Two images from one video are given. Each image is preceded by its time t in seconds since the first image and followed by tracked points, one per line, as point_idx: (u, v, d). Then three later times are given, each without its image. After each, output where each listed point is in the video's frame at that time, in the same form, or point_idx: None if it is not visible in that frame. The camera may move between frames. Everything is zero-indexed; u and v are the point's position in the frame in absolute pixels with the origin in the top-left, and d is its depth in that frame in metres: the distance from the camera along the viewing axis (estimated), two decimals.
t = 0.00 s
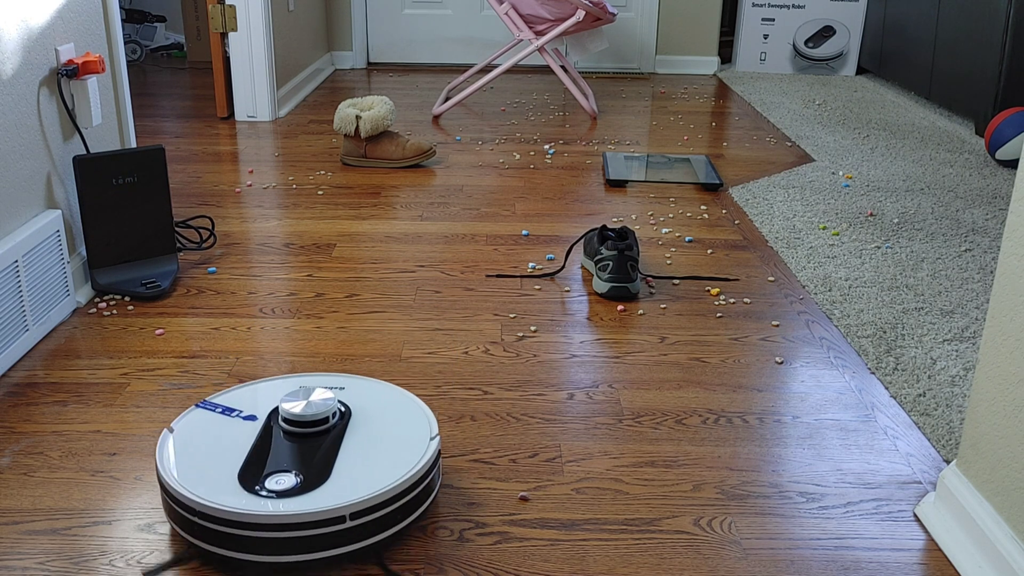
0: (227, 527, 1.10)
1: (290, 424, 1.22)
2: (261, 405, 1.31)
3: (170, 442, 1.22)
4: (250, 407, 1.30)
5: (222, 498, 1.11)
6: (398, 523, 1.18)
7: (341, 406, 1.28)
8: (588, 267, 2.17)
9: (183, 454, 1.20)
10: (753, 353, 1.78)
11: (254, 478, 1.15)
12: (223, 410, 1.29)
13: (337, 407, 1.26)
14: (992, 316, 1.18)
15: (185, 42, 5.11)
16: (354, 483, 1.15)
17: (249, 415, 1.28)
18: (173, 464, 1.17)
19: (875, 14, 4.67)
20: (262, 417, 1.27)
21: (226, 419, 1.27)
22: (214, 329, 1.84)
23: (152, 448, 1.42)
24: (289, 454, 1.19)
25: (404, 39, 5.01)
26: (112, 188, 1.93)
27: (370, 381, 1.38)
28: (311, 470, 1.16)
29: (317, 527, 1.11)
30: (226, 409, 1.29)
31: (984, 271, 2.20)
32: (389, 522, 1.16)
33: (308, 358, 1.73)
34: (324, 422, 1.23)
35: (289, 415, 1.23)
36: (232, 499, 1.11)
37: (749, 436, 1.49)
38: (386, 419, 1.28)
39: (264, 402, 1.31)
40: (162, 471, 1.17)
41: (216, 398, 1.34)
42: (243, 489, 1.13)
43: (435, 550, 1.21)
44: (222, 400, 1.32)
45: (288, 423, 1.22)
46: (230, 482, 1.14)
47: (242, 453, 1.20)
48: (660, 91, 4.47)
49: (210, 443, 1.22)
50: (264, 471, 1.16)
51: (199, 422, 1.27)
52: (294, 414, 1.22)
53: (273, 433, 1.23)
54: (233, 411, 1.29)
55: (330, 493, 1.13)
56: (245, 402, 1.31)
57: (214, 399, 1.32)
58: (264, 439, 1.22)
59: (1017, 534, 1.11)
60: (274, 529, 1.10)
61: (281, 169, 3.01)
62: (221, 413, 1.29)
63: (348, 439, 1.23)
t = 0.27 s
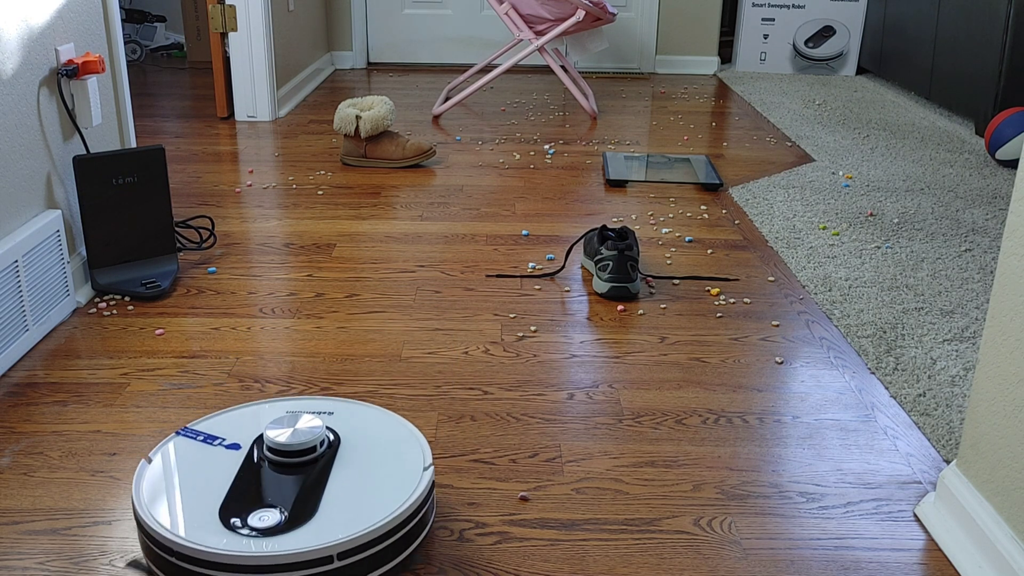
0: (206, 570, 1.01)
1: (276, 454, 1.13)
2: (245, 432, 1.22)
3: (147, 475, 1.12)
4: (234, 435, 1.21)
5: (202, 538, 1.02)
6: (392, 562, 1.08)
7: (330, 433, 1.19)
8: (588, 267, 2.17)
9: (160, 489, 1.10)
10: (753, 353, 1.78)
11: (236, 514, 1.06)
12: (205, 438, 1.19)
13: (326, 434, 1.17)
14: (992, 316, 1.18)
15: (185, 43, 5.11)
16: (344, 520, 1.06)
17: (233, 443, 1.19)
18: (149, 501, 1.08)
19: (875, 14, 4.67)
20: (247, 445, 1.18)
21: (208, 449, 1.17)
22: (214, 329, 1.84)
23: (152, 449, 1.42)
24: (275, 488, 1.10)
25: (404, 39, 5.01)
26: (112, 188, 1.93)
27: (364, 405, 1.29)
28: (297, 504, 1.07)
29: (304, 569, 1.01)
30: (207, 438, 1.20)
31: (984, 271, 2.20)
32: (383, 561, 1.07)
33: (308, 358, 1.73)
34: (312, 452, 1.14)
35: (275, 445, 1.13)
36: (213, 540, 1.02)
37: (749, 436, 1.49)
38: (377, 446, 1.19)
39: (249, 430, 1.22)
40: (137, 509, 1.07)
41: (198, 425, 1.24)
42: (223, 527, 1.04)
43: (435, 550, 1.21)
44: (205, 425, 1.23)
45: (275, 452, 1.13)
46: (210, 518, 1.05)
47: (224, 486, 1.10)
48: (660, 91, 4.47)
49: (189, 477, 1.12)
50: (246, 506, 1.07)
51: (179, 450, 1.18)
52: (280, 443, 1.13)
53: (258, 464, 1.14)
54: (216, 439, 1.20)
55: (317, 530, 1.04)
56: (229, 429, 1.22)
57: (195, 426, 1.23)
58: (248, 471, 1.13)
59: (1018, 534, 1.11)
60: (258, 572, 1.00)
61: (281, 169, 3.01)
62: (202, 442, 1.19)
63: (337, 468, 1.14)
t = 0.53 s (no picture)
0: None
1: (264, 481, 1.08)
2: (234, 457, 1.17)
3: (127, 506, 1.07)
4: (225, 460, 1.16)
5: None
6: None
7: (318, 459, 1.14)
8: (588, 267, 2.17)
9: (140, 522, 1.04)
10: (753, 354, 1.78)
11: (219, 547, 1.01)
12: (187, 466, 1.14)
13: (314, 461, 1.12)
14: (992, 316, 1.18)
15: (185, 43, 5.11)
16: (334, 553, 1.01)
17: (217, 470, 1.14)
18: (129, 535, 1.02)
19: (875, 14, 4.67)
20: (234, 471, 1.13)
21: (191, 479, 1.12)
22: (214, 329, 1.84)
23: (152, 448, 1.42)
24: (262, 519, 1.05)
25: (404, 39, 5.01)
26: (112, 188, 1.93)
27: (358, 428, 1.24)
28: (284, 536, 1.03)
29: None
30: (190, 465, 1.15)
31: (984, 271, 2.20)
32: None
33: (308, 358, 1.73)
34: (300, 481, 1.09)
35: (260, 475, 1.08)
36: None
37: (749, 436, 1.49)
38: (368, 473, 1.14)
39: (233, 455, 1.17)
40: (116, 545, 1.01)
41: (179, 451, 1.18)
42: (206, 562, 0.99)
43: (435, 550, 1.21)
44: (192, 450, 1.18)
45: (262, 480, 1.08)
46: (193, 553, 1.00)
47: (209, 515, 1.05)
48: (660, 91, 4.47)
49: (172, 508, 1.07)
50: (231, 538, 1.02)
51: (161, 477, 1.12)
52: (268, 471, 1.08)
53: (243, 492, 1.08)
54: (203, 465, 1.15)
55: (306, 565, 0.99)
56: (213, 455, 1.17)
57: (177, 452, 1.17)
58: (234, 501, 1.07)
59: (1018, 533, 1.11)
60: None
61: (281, 169, 3.01)
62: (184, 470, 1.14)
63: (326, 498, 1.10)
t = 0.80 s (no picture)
0: None
1: (259, 493, 1.06)
2: (213, 476, 1.13)
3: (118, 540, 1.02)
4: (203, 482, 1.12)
5: None
6: None
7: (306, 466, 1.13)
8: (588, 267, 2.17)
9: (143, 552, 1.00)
10: (753, 353, 1.78)
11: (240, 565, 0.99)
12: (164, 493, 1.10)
13: (303, 467, 1.11)
14: (991, 317, 1.18)
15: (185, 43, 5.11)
16: (356, 553, 1.02)
17: (200, 491, 1.10)
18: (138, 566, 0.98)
19: (875, 14, 4.67)
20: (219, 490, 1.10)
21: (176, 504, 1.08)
22: (214, 329, 1.84)
23: (152, 448, 1.42)
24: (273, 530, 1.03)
25: (404, 39, 5.01)
26: (111, 188, 1.93)
27: (333, 435, 1.23)
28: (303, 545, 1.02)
29: None
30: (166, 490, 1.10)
31: (984, 271, 2.20)
32: None
33: (308, 358, 1.73)
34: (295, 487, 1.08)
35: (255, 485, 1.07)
36: None
37: (748, 436, 1.49)
38: (359, 476, 1.15)
39: (210, 473, 1.14)
40: None
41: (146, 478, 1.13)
42: None
43: (435, 550, 1.21)
44: (165, 475, 1.13)
45: (258, 492, 1.06)
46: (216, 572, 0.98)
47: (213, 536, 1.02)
48: (660, 91, 4.47)
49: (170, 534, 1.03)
50: (249, 553, 1.00)
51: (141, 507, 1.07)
52: (262, 482, 1.06)
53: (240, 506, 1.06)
54: (183, 488, 1.11)
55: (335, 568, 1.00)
56: (187, 476, 1.13)
57: (146, 479, 1.12)
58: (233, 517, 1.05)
59: (1018, 534, 1.11)
60: None
61: (281, 169, 3.01)
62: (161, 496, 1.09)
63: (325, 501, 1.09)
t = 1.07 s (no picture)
0: None
1: (262, 504, 1.06)
2: (193, 501, 1.10)
3: None
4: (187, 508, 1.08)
5: None
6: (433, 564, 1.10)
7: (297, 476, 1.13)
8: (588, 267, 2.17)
9: None
10: (753, 354, 1.78)
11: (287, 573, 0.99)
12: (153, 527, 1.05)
13: (290, 471, 1.12)
14: (991, 316, 1.18)
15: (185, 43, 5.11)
16: (386, 535, 1.05)
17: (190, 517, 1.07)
18: None
19: (875, 14, 4.67)
20: (212, 512, 1.07)
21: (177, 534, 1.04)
22: (214, 329, 1.84)
23: (152, 448, 1.42)
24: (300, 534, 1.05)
25: (404, 39, 5.01)
26: (111, 188, 1.93)
27: (284, 440, 1.23)
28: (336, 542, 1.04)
29: None
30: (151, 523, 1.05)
31: (984, 270, 2.20)
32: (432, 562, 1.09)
33: (308, 358, 1.73)
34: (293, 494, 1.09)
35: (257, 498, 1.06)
36: None
37: (748, 436, 1.49)
38: (346, 473, 1.16)
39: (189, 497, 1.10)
40: None
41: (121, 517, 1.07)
42: None
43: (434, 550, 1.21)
44: (138, 509, 1.08)
45: (263, 501, 1.06)
46: None
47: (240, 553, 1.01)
48: (660, 91, 4.47)
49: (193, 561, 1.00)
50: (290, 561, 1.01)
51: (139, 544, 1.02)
52: (265, 491, 1.06)
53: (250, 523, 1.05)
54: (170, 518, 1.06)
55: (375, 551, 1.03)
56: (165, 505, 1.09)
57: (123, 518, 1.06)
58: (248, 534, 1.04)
59: (1017, 534, 1.11)
60: None
61: (281, 169, 3.01)
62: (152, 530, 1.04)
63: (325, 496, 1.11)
